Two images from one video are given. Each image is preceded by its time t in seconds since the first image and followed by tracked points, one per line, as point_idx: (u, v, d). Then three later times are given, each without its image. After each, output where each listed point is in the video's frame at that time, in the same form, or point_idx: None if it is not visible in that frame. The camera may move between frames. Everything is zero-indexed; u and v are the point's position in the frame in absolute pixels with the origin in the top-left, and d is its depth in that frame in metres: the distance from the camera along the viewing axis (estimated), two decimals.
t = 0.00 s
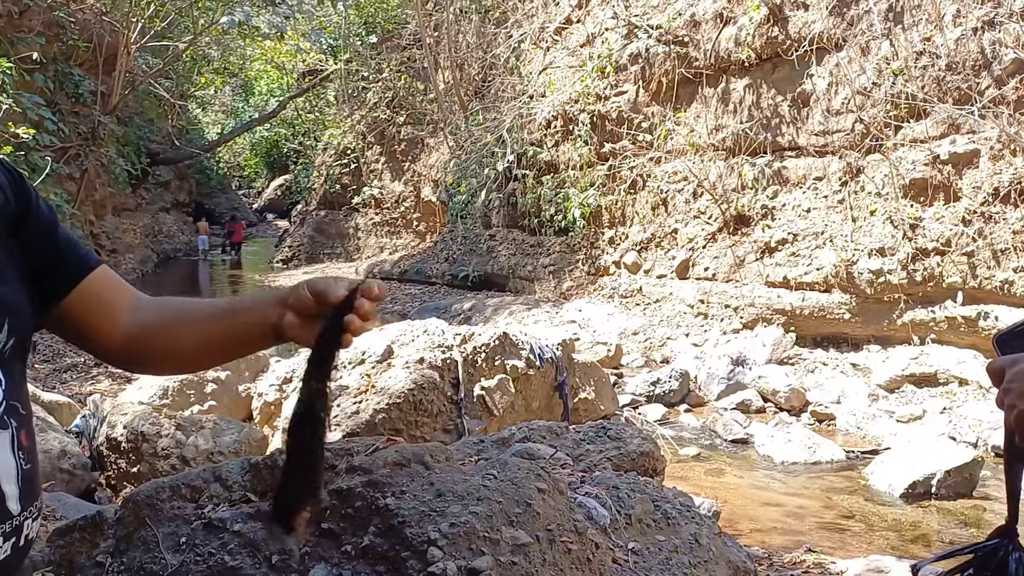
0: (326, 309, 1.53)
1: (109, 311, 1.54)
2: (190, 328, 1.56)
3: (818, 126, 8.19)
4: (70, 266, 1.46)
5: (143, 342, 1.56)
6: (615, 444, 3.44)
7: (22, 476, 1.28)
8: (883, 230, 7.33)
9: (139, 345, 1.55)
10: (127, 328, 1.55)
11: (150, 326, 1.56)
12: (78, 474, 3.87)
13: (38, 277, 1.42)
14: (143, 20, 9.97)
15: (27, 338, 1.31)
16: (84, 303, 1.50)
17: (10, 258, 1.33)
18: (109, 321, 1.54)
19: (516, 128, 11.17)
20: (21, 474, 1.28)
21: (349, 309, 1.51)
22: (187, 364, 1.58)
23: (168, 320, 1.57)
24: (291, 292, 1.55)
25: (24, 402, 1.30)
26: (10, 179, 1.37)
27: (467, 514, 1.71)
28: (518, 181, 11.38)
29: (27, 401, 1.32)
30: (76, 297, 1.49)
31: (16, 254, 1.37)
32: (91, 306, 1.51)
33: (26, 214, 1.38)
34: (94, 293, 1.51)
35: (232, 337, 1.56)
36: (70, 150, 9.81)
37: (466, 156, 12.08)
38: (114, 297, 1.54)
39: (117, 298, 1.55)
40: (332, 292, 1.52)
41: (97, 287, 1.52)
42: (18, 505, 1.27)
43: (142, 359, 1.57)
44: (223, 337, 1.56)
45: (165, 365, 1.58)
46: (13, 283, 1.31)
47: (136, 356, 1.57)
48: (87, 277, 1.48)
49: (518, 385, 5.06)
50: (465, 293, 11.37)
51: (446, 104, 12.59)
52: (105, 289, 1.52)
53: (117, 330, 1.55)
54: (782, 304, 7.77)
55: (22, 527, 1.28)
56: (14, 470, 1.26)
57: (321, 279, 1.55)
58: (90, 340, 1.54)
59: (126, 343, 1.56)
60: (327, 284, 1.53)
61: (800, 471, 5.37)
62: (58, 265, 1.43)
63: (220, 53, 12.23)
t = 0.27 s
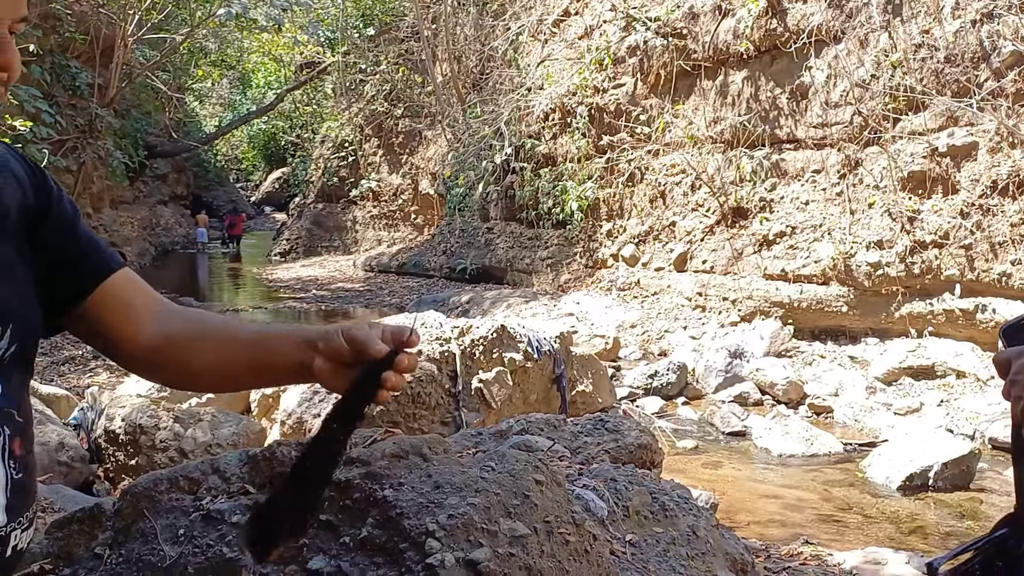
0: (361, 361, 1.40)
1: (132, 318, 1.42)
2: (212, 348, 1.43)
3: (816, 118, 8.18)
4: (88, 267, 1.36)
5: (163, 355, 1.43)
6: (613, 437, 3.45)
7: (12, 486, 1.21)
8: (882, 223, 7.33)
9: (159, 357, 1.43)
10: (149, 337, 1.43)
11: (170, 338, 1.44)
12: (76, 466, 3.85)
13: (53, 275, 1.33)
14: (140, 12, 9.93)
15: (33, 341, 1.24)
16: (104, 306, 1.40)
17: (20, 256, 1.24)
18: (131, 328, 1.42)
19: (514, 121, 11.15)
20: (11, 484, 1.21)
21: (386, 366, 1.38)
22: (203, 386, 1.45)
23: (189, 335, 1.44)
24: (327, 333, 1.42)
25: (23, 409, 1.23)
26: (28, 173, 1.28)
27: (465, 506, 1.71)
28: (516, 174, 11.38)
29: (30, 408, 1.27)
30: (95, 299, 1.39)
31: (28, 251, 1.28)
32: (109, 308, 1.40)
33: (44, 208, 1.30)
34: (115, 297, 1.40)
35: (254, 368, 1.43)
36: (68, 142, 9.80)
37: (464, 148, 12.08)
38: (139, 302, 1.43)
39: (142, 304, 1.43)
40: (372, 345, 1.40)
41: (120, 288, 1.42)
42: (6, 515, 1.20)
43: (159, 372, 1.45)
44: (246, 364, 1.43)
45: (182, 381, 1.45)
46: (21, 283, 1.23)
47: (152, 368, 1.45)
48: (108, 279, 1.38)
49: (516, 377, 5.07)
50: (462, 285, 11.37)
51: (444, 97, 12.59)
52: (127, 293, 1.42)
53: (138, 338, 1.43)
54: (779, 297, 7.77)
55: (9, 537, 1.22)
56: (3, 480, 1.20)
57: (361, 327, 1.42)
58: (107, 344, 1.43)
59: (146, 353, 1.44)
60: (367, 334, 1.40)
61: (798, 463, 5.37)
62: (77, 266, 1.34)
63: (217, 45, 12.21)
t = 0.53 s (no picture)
0: (371, 376, 1.32)
1: (140, 308, 1.23)
2: (224, 348, 1.28)
3: (817, 98, 8.14)
4: (106, 254, 1.17)
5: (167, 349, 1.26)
6: (611, 416, 3.46)
7: None
8: (882, 203, 7.31)
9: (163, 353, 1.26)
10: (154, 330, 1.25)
11: (183, 335, 1.27)
12: (77, 444, 3.85)
13: (66, 263, 1.13)
14: None
15: (35, 334, 1.05)
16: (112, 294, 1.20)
17: (26, 237, 1.05)
18: (137, 318, 1.24)
19: (513, 100, 11.07)
20: None
21: (400, 382, 1.30)
22: (205, 386, 1.30)
23: (204, 332, 1.27)
24: (340, 342, 1.32)
25: (20, 397, 1.03)
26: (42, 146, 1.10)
27: (465, 482, 1.72)
28: (515, 154, 11.34)
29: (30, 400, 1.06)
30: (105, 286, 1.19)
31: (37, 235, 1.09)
32: (123, 297, 1.22)
33: (58, 188, 1.11)
34: (127, 284, 1.21)
35: (266, 373, 1.29)
36: (65, 122, 9.75)
37: (463, 128, 12.04)
38: (149, 290, 1.24)
39: (153, 293, 1.25)
40: (384, 360, 1.31)
41: (139, 277, 1.22)
42: None
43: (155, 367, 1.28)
44: (257, 367, 1.28)
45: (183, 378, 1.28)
46: (24, 268, 1.03)
47: (156, 364, 1.28)
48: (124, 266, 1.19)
49: (515, 357, 5.07)
50: (462, 265, 11.40)
51: (443, 76, 12.51)
52: (141, 281, 1.23)
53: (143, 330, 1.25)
54: (779, 277, 7.76)
55: None
56: None
57: (377, 339, 1.33)
58: (113, 334, 1.25)
59: (148, 347, 1.26)
60: (382, 350, 1.31)
61: (797, 442, 5.39)
62: (90, 249, 1.15)
63: (214, 24, 12.11)
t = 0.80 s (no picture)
0: (375, 370, 1.29)
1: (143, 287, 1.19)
2: (227, 331, 1.24)
3: (818, 77, 8.10)
4: (107, 230, 1.13)
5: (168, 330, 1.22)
6: (610, 395, 3.47)
7: None
8: (882, 182, 7.29)
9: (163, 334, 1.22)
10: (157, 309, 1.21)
11: (185, 317, 1.22)
12: (77, 422, 3.86)
13: (64, 240, 1.09)
14: None
15: (27, 313, 1.02)
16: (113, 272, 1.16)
17: (19, 214, 1.02)
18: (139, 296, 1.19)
19: (513, 79, 11.02)
20: None
21: (403, 379, 1.27)
22: (205, 370, 1.25)
23: (207, 314, 1.23)
24: (346, 334, 1.28)
25: (11, 377, 1.01)
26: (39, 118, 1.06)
27: (464, 458, 1.72)
28: (515, 134, 11.30)
29: (22, 378, 1.04)
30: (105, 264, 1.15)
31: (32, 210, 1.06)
32: (124, 275, 1.17)
33: (57, 161, 1.08)
34: (131, 263, 1.17)
35: (269, 359, 1.25)
36: (63, 100, 9.70)
37: (463, 108, 11.99)
38: (153, 269, 1.20)
39: (157, 273, 1.20)
40: (391, 355, 1.28)
41: (141, 255, 1.18)
42: None
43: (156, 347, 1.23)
44: (261, 354, 1.24)
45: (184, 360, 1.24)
46: (14, 247, 1.01)
47: (155, 345, 1.23)
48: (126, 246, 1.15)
49: (514, 337, 5.08)
50: (462, 246, 11.39)
51: (442, 55, 12.43)
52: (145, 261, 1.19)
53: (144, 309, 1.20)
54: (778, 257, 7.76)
55: None
56: None
57: (385, 333, 1.30)
58: (112, 311, 1.20)
59: (149, 327, 1.21)
60: (389, 343, 1.28)
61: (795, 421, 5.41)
62: (91, 228, 1.11)
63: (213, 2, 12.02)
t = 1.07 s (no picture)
0: (369, 362, 1.28)
1: (141, 277, 1.19)
2: (223, 323, 1.23)
3: (817, 66, 8.08)
4: (103, 220, 1.13)
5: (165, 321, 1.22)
6: (608, 384, 3.47)
7: None
8: (880, 171, 7.29)
9: (160, 324, 1.22)
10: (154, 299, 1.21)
11: (182, 307, 1.22)
12: (74, 411, 3.86)
13: (58, 228, 1.09)
14: None
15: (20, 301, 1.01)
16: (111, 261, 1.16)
17: (12, 203, 1.00)
18: (137, 286, 1.19)
19: (511, 67, 11.01)
20: None
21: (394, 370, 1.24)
22: (203, 359, 1.25)
23: (206, 306, 1.23)
24: (341, 326, 1.27)
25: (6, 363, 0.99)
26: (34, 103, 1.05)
27: (460, 445, 1.72)
28: (513, 123, 11.27)
29: (16, 368, 1.03)
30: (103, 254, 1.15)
31: (25, 197, 1.04)
32: (121, 264, 1.17)
33: (51, 149, 1.07)
34: (128, 253, 1.17)
35: (265, 350, 1.24)
36: (59, 88, 9.66)
37: (461, 96, 11.95)
38: (151, 260, 1.20)
39: (154, 263, 1.20)
40: (384, 347, 1.26)
41: (138, 246, 1.18)
42: None
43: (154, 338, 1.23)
44: (257, 345, 1.24)
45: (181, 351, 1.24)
46: (8, 235, 0.99)
47: (153, 337, 1.23)
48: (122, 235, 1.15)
49: (512, 326, 5.08)
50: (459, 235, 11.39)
51: (440, 43, 12.38)
52: (142, 250, 1.19)
53: (141, 299, 1.20)
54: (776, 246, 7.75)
55: None
56: None
57: (380, 326, 1.28)
58: (109, 302, 1.20)
59: (147, 317, 1.22)
60: (382, 335, 1.27)
61: (791, 410, 5.43)
62: (87, 217, 1.11)
63: None
